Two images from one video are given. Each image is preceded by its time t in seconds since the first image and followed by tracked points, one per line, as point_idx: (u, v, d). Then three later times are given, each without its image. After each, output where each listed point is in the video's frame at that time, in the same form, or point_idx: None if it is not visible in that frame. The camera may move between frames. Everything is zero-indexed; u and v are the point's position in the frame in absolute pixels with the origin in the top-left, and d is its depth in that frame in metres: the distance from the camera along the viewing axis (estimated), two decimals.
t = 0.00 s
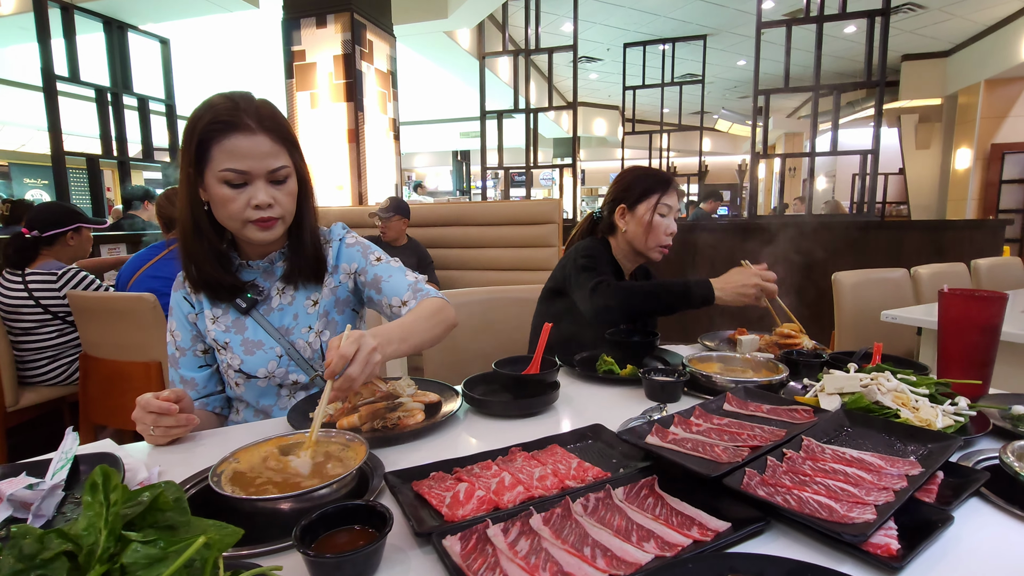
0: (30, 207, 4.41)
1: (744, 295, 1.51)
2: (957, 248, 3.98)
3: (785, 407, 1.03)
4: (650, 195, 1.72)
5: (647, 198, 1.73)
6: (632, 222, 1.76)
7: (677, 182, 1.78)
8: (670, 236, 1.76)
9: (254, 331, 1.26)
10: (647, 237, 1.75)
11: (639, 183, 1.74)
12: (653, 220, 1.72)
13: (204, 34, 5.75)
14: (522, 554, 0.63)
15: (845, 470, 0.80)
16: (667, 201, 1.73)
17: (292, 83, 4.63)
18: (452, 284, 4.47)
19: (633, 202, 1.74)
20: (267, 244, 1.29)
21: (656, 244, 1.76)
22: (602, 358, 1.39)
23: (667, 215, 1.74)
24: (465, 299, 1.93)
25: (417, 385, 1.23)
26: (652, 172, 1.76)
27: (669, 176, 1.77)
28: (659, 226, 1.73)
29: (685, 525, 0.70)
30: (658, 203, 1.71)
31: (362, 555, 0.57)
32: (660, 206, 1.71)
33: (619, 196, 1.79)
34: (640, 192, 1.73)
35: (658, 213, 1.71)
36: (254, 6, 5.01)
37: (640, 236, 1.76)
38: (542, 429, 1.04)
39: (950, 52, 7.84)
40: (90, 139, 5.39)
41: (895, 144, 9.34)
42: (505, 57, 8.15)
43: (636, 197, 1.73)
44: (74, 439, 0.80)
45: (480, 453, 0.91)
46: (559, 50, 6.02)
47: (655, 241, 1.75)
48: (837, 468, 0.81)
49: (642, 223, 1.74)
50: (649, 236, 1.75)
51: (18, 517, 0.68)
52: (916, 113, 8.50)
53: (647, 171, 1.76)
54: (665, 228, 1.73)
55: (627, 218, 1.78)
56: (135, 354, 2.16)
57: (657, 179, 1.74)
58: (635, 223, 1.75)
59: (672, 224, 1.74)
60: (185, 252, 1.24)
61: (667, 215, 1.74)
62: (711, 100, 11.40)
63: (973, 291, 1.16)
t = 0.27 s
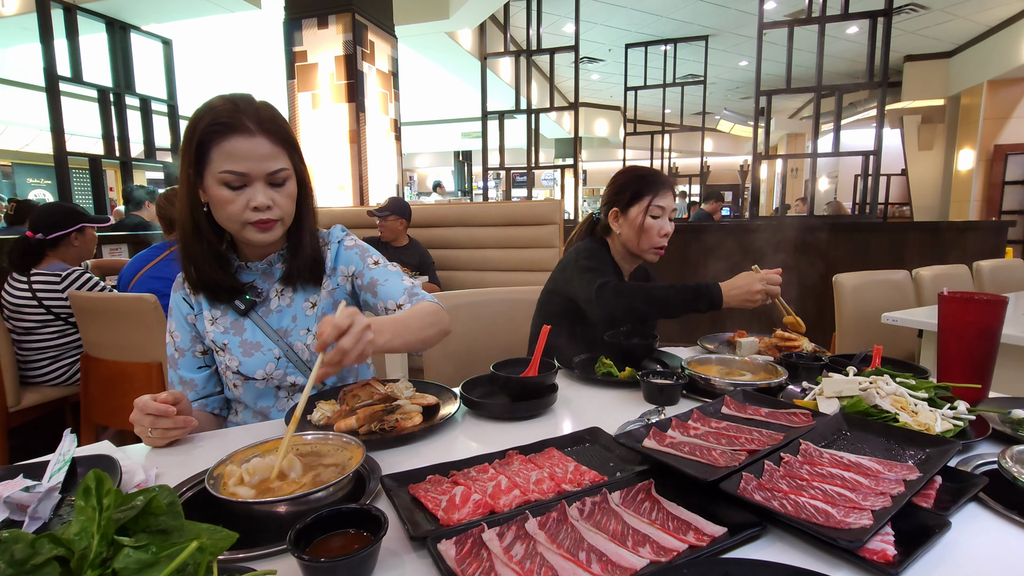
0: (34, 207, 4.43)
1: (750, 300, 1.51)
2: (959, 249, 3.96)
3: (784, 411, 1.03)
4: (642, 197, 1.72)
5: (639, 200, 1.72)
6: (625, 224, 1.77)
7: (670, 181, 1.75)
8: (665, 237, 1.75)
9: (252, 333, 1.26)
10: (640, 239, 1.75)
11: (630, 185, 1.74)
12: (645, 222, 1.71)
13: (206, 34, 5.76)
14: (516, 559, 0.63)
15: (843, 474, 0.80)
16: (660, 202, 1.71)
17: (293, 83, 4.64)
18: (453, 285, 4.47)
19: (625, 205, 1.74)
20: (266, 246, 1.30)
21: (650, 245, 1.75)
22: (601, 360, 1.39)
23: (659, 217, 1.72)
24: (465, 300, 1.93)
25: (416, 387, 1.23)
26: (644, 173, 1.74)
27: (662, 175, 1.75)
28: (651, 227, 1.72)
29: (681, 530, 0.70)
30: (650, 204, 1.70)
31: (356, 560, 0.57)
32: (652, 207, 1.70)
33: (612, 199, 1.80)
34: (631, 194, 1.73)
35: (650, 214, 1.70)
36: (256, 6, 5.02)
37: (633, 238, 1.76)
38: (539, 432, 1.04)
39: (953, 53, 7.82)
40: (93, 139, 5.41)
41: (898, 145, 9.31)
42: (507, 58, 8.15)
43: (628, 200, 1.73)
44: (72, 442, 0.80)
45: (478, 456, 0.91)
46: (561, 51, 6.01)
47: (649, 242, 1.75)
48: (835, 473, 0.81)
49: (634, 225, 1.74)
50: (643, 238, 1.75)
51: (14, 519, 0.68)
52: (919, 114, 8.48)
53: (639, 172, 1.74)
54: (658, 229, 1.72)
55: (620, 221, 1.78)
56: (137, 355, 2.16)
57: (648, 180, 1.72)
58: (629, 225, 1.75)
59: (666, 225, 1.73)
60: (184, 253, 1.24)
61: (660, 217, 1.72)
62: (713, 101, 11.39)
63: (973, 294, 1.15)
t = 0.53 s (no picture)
0: (42, 208, 4.46)
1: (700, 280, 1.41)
2: (964, 249, 3.94)
3: (786, 411, 1.03)
4: (636, 197, 1.72)
5: (632, 200, 1.73)
6: (620, 224, 1.79)
7: (669, 181, 1.74)
8: (660, 237, 1.73)
9: (256, 332, 1.27)
10: (633, 239, 1.76)
11: (627, 185, 1.76)
12: (637, 222, 1.72)
13: (210, 35, 5.78)
14: (518, 557, 0.63)
15: (844, 474, 0.80)
16: (653, 202, 1.70)
17: (297, 84, 4.66)
18: (456, 285, 4.48)
19: (619, 206, 1.77)
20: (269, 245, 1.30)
21: (644, 245, 1.75)
22: (603, 361, 1.39)
23: (653, 217, 1.71)
24: (466, 300, 1.93)
25: (418, 386, 1.23)
26: (642, 172, 1.75)
27: (661, 175, 1.75)
28: (644, 227, 1.72)
29: (682, 529, 0.70)
30: (642, 204, 1.70)
31: (358, 557, 0.57)
32: (645, 207, 1.70)
33: (612, 199, 1.83)
34: (626, 194, 1.75)
35: (642, 214, 1.71)
36: (260, 7, 5.05)
37: (627, 238, 1.78)
38: (541, 432, 1.04)
39: (958, 52, 7.78)
40: (99, 140, 5.45)
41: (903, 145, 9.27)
42: (510, 58, 8.16)
43: (624, 200, 1.76)
44: (77, 440, 0.81)
45: (479, 455, 0.91)
46: (564, 51, 6.01)
47: (642, 242, 1.74)
48: (837, 472, 0.81)
49: (628, 225, 1.75)
50: (636, 238, 1.75)
51: (21, 516, 0.69)
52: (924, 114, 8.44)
53: (638, 172, 1.75)
54: (651, 229, 1.71)
55: (617, 222, 1.82)
56: (141, 354, 2.17)
57: (644, 180, 1.73)
58: (623, 225, 1.77)
59: (660, 225, 1.71)
60: (188, 253, 1.25)
61: (653, 217, 1.71)
62: (716, 101, 11.37)
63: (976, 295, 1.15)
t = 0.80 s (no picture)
0: (50, 208, 4.49)
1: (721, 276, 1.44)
2: (972, 249, 3.90)
3: (794, 412, 1.02)
4: (641, 195, 1.71)
5: (636, 198, 1.71)
6: (623, 223, 1.76)
7: (670, 179, 1.75)
8: (664, 235, 1.74)
9: (261, 333, 1.27)
10: (638, 238, 1.74)
11: (629, 183, 1.73)
12: (643, 220, 1.70)
13: (215, 35, 5.80)
14: (526, 559, 0.62)
15: (855, 477, 0.79)
16: (657, 200, 1.71)
17: (302, 83, 4.67)
18: (460, 285, 4.47)
19: (622, 204, 1.74)
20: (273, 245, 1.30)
21: (648, 244, 1.75)
22: (609, 361, 1.39)
23: (658, 215, 1.71)
24: (470, 300, 1.93)
25: (423, 387, 1.23)
26: (643, 170, 1.74)
27: (661, 173, 1.75)
28: (649, 226, 1.71)
29: (692, 531, 0.69)
30: (648, 202, 1.69)
31: (366, 559, 0.57)
32: (651, 205, 1.69)
33: (611, 196, 1.80)
34: (630, 192, 1.72)
35: (648, 212, 1.70)
36: (265, 7, 5.06)
37: (631, 237, 1.76)
38: (548, 432, 1.04)
39: (964, 51, 7.73)
40: (105, 140, 5.47)
41: (909, 145, 9.22)
42: (514, 58, 8.16)
43: (626, 198, 1.73)
44: (85, 439, 0.81)
45: (486, 456, 0.91)
46: (568, 50, 6.00)
47: (647, 241, 1.74)
48: (848, 475, 0.80)
49: (632, 224, 1.73)
50: (641, 237, 1.74)
51: (29, 515, 0.69)
52: (930, 113, 8.39)
53: (638, 170, 1.74)
54: (656, 227, 1.71)
55: (618, 220, 1.78)
56: (148, 354, 2.18)
57: (647, 178, 1.72)
58: (627, 224, 1.74)
59: (664, 223, 1.72)
60: (193, 252, 1.25)
61: (658, 215, 1.71)
62: (721, 100, 11.33)
63: (988, 295, 1.14)
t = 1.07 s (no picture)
0: (56, 207, 4.51)
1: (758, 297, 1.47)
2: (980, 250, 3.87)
3: (804, 415, 1.01)
4: (641, 194, 1.70)
5: (637, 198, 1.71)
6: (624, 223, 1.75)
7: (669, 177, 1.75)
8: (665, 233, 1.74)
9: (269, 333, 1.27)
10: (640, 237, 1.74)
11: (628, 182, 1.72)
12: (645, 220, 1.70)
13: (220, 35, 5.82)
14: (537, 563, 0.62)
15: (866, 480, 0.78)
16: (658, 199, 1.70)
17: (307, 83, 4.67)
18: (464, 285, 4.47)
19: (623, 203, 1.73)
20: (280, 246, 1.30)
21: (650, 243, 1.74)
22: (616, 362, 1.38)
23: (659, 213, 1.71)
24: (476, 300, 1.93)
25: (430, 388, 1.23)
26: (642, 169, 1.73)
27: (659, 171, 1.74)
28: (651, 225, 1.71)
29: (703, 536, 0.69)
30: (649, 201, 1.69)
31: (377, 562, 0.57)
32: (652, 204, 1.69)
33: (609, 196, 1.78)
34: (630, 191, 1.71)
35: (649, 212, 1.69)
36: (270, 7, 5.06)
37: (633, 237, 1.75)
38: (556, 434, 1.03)
39: (971, 50, 7.67)
40: (111, 139, 5.49)
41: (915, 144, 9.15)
42: (518, 57, 8.14)
43: (627, 198, 1.72)
44: (94, 440, 0.81)
45: (494, 458, 0.91)
46: (573, 49, 5.97)
47: (649, 240, 1.74)
48: (859, 479, 0.79)
49: (634, 224, 1.72)
50: (643, 236, 1.74)
51: (40, 517, 0.69)
52: (937, 112, 8.34)
53: (637, 168, 1.73)
54: (658, 226, 1.71)
55: (619, 220, 1.77)
56: (155, 353, 2.18)
57: (646, 177, 1.71)
58: (628, 224, 1.74)
59: (665, 221, 1.72)
60: (200, 253, 1.25)
61: (659, 213, 1.71)
62: (726, 99, 11.29)
63: (999, 298, 1.13)
